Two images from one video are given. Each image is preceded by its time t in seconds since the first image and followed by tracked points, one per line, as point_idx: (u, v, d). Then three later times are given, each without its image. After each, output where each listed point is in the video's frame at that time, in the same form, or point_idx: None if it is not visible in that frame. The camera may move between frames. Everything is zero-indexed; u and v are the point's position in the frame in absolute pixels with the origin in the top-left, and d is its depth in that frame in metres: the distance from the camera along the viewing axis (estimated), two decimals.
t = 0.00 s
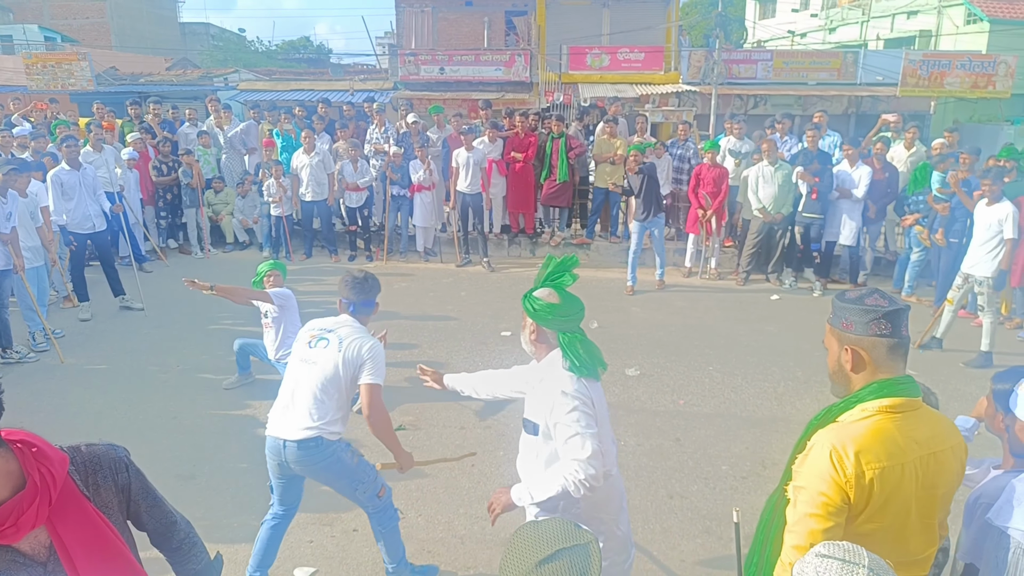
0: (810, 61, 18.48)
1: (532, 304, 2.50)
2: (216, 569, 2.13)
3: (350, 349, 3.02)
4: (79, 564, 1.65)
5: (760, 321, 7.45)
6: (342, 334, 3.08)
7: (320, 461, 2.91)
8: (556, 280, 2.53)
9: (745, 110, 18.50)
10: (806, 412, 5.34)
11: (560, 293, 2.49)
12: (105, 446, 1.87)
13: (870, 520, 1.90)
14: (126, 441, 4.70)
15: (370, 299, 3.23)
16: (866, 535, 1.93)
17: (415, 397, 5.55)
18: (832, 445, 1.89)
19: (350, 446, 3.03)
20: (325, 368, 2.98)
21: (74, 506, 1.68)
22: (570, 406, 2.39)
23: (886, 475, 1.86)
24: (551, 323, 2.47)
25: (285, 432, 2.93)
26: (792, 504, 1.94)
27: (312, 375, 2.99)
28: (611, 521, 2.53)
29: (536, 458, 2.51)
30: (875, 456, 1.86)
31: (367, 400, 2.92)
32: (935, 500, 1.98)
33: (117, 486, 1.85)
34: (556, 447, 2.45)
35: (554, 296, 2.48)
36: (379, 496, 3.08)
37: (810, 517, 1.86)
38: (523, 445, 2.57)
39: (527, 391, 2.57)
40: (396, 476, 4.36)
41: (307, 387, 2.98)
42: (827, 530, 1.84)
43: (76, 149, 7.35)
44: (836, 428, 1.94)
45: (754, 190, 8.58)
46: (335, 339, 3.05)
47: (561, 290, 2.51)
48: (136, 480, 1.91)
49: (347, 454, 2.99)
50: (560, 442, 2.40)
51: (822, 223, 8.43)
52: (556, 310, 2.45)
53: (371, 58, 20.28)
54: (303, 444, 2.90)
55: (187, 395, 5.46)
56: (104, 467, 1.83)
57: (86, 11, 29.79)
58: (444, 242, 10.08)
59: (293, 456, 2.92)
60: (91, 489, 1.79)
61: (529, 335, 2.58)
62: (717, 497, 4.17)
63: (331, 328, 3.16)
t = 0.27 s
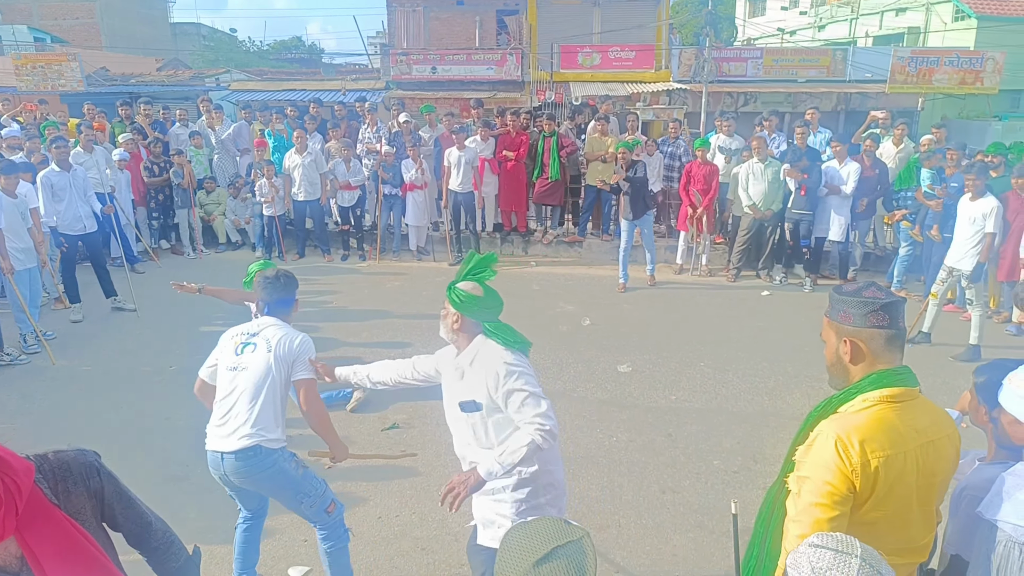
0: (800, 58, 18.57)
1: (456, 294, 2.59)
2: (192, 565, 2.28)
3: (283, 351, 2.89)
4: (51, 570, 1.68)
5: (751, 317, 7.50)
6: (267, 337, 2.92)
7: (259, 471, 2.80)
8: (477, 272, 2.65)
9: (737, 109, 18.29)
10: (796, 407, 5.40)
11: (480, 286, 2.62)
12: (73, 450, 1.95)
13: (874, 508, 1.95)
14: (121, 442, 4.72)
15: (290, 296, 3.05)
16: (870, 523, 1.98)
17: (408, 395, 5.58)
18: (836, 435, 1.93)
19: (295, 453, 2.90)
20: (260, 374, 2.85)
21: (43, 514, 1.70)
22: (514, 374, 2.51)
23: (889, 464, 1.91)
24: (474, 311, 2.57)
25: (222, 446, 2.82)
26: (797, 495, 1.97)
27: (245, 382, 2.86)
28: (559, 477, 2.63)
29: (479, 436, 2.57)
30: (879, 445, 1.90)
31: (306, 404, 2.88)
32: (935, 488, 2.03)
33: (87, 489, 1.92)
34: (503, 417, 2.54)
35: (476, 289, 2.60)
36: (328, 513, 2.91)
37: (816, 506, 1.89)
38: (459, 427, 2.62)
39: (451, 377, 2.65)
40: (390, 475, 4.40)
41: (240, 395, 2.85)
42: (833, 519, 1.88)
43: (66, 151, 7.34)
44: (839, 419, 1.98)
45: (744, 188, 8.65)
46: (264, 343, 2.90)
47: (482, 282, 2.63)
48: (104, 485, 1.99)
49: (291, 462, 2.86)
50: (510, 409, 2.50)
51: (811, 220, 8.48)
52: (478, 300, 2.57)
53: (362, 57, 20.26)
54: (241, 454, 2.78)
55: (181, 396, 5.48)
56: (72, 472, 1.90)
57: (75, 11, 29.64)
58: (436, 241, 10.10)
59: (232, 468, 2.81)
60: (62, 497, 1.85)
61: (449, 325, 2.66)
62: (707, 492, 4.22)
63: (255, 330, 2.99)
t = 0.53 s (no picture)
0: (809, 56, 18.49)
1: (417, 290, 2.61)
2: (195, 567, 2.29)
3: (262, 367, 2.79)
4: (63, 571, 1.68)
5: (762, 317, 7.47)
6: (244, 352, 2.82)
7: (247, 494, 2.75)
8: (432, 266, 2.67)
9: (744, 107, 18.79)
10: (808, 407, 5.38)
11: (441, 279, 2.62)
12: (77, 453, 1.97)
13: (894, 512, 1.95)
14: (135, 445, 4.76)
15: (265, 307, 2.96)
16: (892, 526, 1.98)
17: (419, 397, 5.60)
18: (858, 438, 1.93)
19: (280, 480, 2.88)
20: (238, 393, 2.75)
21: (50, 516, 1.70)
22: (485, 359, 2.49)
23: (910, 467, 1.91)
24: (435, 304, 2.58)
25: (207, 468, 2.74)
26: (818, 499, 1.98)
27: (224, 402, 2.76)
28: (537, 459, 2.63)
29: (452, 423, 2.57)
30: (901, 448, 1.91)
31: (285, 423, 2.81)
32: (952, 486, 2.03)
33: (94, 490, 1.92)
34: (475, 401, 2.53)
35: (435, 282, 2.62)
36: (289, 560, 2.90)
37: (837, 510, 1.91)
38: (434, 415, 2.63)
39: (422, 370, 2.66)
40: (401, 477, 4.41)
41: (221, 415, 2.75)
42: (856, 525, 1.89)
43: (78, 155, 7.40)
44: (860, 422, 1.97)
45: (754, 187, 8.63)
46: (242, 360, 2.79)
47: (440, 275, 2.64)
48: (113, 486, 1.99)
49: (275, 492, 2.84)
50: (480, 393, 2.48)
51: (821, 218, 8.42)
52: (439, 293, 2.58)
53: (370, 60, 20.34)
54: (228, 476, 2.72)
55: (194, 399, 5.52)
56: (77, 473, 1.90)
57: (87, 18, 29.95)
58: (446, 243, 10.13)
59: (219, 490, 2.74)
60: (71, 498, 1.84)
61: (417, 321, 2.67)
62: (718, 492, 4.21)
63: (230, 346, 2.87)
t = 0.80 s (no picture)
0: (821, 65, 18.43)
1: (401, 297, 2.58)
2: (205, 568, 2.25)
3: (243, 410, 2.64)
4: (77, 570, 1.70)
5: (771, 326, 7.44)
6: (229, 391, 2.67)
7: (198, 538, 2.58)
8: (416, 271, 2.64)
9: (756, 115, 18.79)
10: (816, 417, 5.34)
11: (428, 286, 2.59)
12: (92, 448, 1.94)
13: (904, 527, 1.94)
14: (143, 444, 4.78)
15: (267, 348, 2.87)
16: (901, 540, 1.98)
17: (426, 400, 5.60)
18: (868, 453, 1.93)
19: (235, 525, 2.70)
20: (211, 433, 2.59)
21: (70, 514, 1.73)
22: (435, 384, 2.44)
23: (920, 482, 1.90)
24: (417, 310, 2.56)
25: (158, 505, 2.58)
26: (825, 513, 1.99)
27: (195, 438, 2.60)
28: (502, 483, 2.57)
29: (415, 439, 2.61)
30: (912, 463, 1.90)
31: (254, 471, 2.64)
32: (962, 501, 2.02)
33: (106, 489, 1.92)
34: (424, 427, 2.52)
35: (421, 287, 2.59)
36: None
37: (845, 524, 1.92)
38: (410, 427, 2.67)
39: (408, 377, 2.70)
40: (407, 480, 4.42)
41: (187, 452, 2.59)
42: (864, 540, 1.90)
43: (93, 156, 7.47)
44: (871, 435, 1.96)
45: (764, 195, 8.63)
46: (225, 399, 2.64)
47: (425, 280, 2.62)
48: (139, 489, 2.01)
49: (229, 536, 2.67)
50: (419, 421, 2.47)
51: (832, 227, 8.39)
52: (423, 299, 2.55)
53: (382, 64, 20.43)
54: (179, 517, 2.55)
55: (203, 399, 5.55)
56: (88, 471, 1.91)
57: (103, 20, 30.25)
58: (455, 247, 10.15)
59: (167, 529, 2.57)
60: (87, 492, 1.83)
61: (402, 328, 2.66)
62: (725, 501, 4.19)
63: (218, 380, 2.72)
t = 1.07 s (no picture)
0: (824, 67, 18.43)
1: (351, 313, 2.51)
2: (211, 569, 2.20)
3: (211, 417, 2.70)
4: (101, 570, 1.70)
5: (775, 328, 7.43)
6: (199, 398, 2.74)
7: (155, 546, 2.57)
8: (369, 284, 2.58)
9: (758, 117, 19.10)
10: (821, 419, 5.33)
11: (377, 299, 2.51)
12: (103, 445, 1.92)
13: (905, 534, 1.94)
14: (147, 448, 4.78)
15: (244, 359, 2.97)
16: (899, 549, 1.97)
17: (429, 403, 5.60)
18: (867, 461, 1.92)
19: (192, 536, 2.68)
20: (176, 438, 2.64)
21: (97, 513, 1.74)
22: (365, 405, 2.39)
23: (920, 490, 1.90)
24: (366, 325, 2.49)
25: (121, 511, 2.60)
26: (825, 520, 1.99)
27: (160, 445, 2.65)
28: (453, 510, 2.45)
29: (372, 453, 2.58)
30: (911, 472, 1.89)
31: (220, 475, 2.70)
32: (963, 511, 2.01)
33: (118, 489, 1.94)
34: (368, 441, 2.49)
35: (370, 300, 2.52)
36: None
37: (841, 532, 1.92)
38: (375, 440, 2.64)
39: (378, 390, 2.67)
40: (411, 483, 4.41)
41: (151, 457, 2.63)
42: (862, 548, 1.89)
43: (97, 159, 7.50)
44: (871, 442, 1.96)
45: (767, 197, 8.66)
46: (195, 406, 2.71)
47: (376, 292, 2.55)
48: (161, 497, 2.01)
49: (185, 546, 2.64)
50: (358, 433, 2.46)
51: (836, 229, 8.36)
52: (371, 312, 2.47)
53: (385, 67, 20.48)
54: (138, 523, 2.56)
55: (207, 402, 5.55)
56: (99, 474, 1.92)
57: (107, 23, 30.37)
58: (458, 250, 10.15)
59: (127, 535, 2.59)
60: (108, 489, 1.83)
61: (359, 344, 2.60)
62: (730, 504, 4.18)
63: (192, 389, 2.81)
